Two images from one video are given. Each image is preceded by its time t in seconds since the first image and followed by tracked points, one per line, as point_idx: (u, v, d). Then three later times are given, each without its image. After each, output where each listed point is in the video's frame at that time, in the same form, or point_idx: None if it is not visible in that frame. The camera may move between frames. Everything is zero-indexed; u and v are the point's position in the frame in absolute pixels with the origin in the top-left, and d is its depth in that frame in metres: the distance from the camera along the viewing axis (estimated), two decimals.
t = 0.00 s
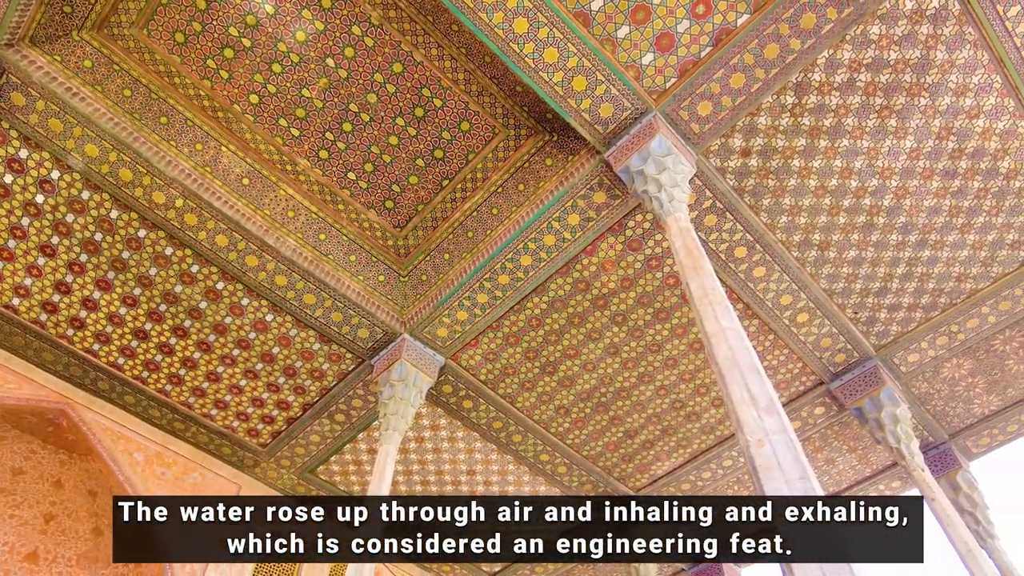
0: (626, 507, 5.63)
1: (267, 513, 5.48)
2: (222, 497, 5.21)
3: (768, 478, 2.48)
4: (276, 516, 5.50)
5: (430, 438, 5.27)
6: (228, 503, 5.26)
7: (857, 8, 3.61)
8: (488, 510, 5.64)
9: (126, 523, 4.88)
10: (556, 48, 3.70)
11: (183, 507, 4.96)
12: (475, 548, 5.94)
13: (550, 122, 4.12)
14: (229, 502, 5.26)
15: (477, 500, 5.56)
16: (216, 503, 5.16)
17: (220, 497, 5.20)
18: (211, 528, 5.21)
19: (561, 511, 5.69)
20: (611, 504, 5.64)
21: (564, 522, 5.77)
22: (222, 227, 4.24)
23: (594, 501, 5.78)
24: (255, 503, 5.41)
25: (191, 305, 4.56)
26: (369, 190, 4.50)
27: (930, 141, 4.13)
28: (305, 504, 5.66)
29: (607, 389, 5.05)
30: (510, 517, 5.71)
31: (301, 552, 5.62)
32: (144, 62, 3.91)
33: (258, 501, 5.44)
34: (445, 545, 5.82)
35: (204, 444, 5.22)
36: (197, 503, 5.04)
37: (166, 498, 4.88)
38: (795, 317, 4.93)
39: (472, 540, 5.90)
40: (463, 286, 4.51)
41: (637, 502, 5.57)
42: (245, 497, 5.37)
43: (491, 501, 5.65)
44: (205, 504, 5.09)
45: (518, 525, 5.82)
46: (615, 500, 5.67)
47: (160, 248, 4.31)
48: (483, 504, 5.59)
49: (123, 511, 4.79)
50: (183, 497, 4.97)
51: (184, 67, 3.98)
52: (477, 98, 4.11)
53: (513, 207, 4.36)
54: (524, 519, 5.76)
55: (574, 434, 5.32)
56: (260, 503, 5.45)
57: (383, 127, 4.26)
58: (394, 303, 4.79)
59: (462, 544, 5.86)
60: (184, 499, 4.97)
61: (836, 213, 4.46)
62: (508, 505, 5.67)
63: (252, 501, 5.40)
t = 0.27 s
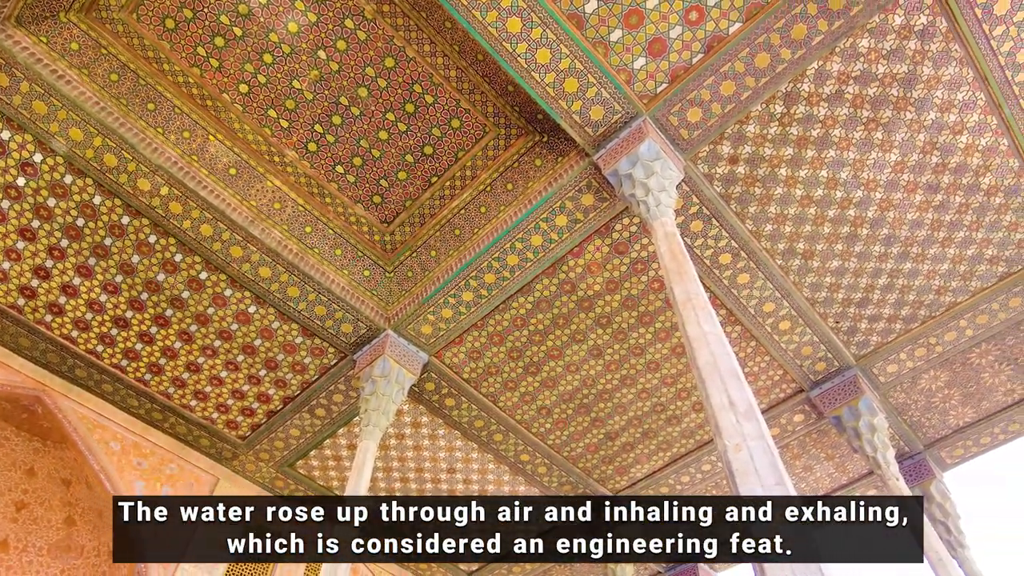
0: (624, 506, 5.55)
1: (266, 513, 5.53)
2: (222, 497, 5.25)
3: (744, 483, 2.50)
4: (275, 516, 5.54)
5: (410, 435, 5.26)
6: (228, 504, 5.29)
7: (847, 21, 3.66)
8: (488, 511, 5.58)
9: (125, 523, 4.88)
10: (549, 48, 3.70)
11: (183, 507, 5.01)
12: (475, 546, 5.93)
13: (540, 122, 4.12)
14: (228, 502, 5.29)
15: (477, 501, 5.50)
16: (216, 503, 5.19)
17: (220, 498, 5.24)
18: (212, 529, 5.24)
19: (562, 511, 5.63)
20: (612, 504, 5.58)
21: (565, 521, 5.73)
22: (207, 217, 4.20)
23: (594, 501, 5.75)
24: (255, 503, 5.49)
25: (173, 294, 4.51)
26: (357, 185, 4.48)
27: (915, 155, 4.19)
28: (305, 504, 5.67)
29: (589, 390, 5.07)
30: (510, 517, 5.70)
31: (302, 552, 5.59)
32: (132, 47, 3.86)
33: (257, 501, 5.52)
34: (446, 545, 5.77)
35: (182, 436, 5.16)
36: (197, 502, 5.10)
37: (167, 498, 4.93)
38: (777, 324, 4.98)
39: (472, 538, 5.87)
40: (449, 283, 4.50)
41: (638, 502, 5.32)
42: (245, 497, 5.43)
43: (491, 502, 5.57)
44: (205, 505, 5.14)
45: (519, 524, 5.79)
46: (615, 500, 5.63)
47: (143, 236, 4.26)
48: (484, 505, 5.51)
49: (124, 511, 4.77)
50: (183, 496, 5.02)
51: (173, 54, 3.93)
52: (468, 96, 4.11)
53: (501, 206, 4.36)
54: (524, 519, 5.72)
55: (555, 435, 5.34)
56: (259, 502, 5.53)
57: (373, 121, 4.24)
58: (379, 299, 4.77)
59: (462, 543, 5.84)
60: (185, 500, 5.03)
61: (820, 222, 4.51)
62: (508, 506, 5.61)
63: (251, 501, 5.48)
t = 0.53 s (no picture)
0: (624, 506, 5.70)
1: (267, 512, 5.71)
2: (222, 497, 5.35)
3: (724, 487, 2.51)
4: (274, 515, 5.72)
5: (395, 433, 5.25)
6: (228, 503, 5.41)
7: (839, 32, 3.69)
8: (486, 510, 5.74)
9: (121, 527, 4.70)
10: (544, 49, 3.71)
11: (182, 507, 5.06)
12: (475, 547, 6.06)
13: (533, 123, 4.13)
14: (228, 502, 5.40)
15: (477, 500, 5.70)
16: (215, 502, 5.29)
17: (219, 497, 5.33)
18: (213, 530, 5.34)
19: (562, 510, 5.77)
20: (611, 504, 5.66)
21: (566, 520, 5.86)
22: (195, 208, 4.17)
23: (593, 501, 5.80)
24: (255, 504, 5.67)
25: (159, 285, 4.48)
26: (347, 179, 4.46)
27: (902, 166, 4.23)
28: (306, 504, 5.82)
29: (575, 392, 5.08)
30: (510, 517, 5.81)
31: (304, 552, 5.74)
32: (123, 34, 3.82)
33: (258, 501, 5.69)
34: (445, 544, 6.00)
35: (164, 427, 5.12)
36: (197, 502, 5.16)
37: (166, 498, 4.98)
38: (762, 330, 5.01)
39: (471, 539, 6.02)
40: (437, 281, 4.50)
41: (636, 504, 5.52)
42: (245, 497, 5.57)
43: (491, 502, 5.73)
44: (204, 505, 5.22)
45: (518, 524, 5.93)
46: (615, 501, 5.73)
47: (129, 225, 4.22)
48: (484, 504, 5.70)
49: (124, 512, 4.69)
50: (183, 496, 5.08)
51: (164, 43, 3.89)
52: (462, 94, 4.10)
53: (492, 206, 4.36)
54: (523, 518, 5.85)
55: (540, 435, 5.35)
56: (259, 502, 5.69)
57: (365, 116, 4.23)
58: (367, 295, 4.76)
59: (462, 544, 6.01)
60: (184, 499, 5.09)
61: (808, 231, 4.54)
62: (508, 505, 5.76)
63: (251, 502, 5.65)
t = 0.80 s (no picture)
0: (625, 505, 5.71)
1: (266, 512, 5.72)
2: (222, 498, 5.38)
3: (713, 490, 2.52)
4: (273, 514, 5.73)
5: (384, 431, 5.23)
6: (229, 504, 5.44)
7: (835, 40, 3.71)
8: (485, 511, 5.73)
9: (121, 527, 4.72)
10: (540, 50, 3.71)
11: (183, 507, 5.08)
12: (475, 546, 6.09)
13: (528, 123, 4.13)
14: (228, 503, 5.43)
15: (477, 500, 5.69)
16: (215, 503, 5.32)
17: (219, 498, 5.36)
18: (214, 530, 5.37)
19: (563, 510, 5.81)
20: (611, 504, 5.68)
21: (566, 519, 5.89)
22: (187, 201, 4.14)
23: (594, 501, 5.82)
24: (255, 504, 5.67)
25: (149, 278, 4.44)
26: (341, 175, 4.45)
27: (894, 175, 4.26)
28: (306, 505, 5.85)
29: (565, 393, 5.08)
30: (510, 517, 5.79)
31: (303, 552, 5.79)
32: (118, 25, 3.79)
33: (257, 502, 5.69)
34: (445, 544, 6.04)
35: (151, 421, 5.08)
36: (197, 503, 5.18)
37: (167, 498, 4.99)
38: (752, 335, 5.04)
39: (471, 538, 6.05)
40: (429, 280, 4.49)
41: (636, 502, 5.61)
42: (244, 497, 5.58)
43: (490, 504, 5.72)
44: (205, 505, 5.25)
45: (517, 525, 5.92)
46: (614, 501, 5.74)
47: (120, 217, 4.19)
48: (483, 505, 5.69)
49: (124, 512, 4.72)
50: (184, 496, 5.10)
51: (159, 34, 3.87)
52: (458, 92, 4.10)
53: (486, 205, 4.36)
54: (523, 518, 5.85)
55: (529, 436, 5.35)
56: (259, 502, 5.70)
57: (361, 112, 4.22)
58: (358, 292, 4.75)
59: (461, 543, 6.05)
60: (185, 500, 5.10)
61: (800, 237, 4.57)
62: (508, 505, 5.73)
63: (251, 502, 5.65)
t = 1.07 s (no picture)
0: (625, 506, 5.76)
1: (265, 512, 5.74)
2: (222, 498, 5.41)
3: (710, 492, 2.52)
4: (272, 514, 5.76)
5: (379, 429, 5.23)
6: (229, 504, 5.47)
7: (834, 44, 3.72)
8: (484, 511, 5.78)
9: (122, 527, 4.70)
10: (541, 50, 3.72)
11: (183, 507, 5.09)
12: (474, 547, 6.11)
13: (527, 123, 4.13)
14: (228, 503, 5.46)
15: (477, 501, 5.74)
16: (215, 503, 5.35)
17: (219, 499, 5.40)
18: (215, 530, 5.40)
19: (562, 510, 5.82)
20: (610, 504, 5.70)
21: (565, 520, 5.90)
22: (184, 196, 4.12)
23: (594, 502, 5.81)
24: (254, 504, 5.69)
25: (144, 273, 4.43)
26: (339, 173, 4.44)
27: (891, 180, 4.28)
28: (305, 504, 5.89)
29: (560, 393, 5.08)
30: (509, 517, 5.83)
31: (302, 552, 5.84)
32: (117, 18, 3.77)
33: (257, 502, 5.72)
34: (445, 544, 6.09)
35: (144, 417, 5.06)
36: (197, 503, 5.20)
37: (167, 498, 4.98)
38: (748, 338, 5.05)
39: (470, 538, 6.09)
40: (427, 278, 4.48)
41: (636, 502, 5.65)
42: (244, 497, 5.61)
43: (489, 504, 5.77)
44: (205, 505, 5.28)
45: (516, 524, 5.96)
46: (614, 500, 5.73)
47: (117, 211, 4.17)
48: (483, 505, 5.74)
49: (124, 511, 4.70)
50: (183, 497, 5.11)
51: (158, 28, 3.85)
52: (458, 91, 4.10)
53: (484, 205, 4.36)
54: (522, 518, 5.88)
55: (525, 436, 5.35)
56: (258, 503, 5.73)
57: (360, 110, 4.21)
58: (355, 290, 4.74)
59: (461, 543, 6.10)
60: (184, 500, 5.11)
61: (797, 240, 4.58)
62: (507, 505, 5.78)
63: (251, 502, 5.67)
